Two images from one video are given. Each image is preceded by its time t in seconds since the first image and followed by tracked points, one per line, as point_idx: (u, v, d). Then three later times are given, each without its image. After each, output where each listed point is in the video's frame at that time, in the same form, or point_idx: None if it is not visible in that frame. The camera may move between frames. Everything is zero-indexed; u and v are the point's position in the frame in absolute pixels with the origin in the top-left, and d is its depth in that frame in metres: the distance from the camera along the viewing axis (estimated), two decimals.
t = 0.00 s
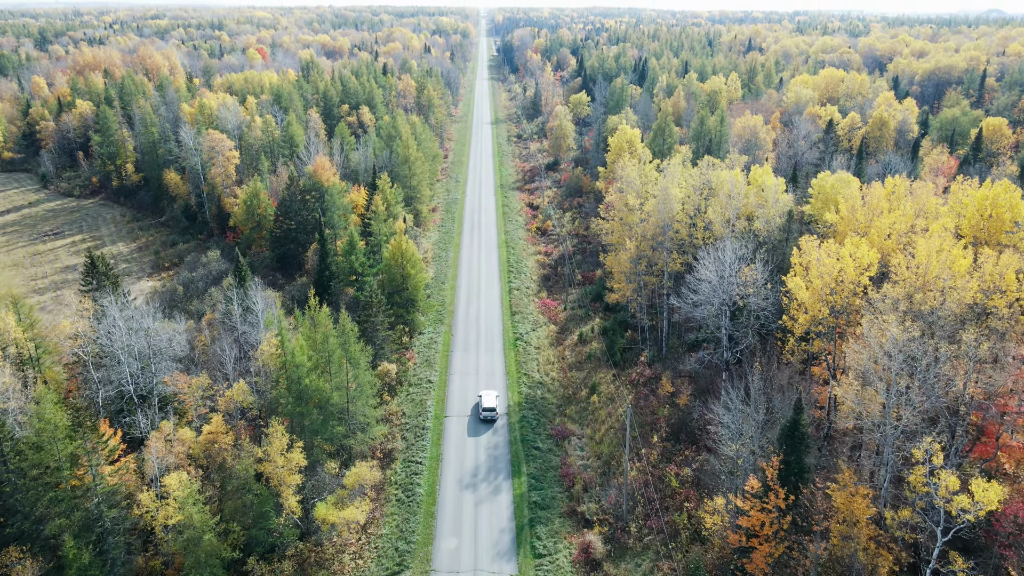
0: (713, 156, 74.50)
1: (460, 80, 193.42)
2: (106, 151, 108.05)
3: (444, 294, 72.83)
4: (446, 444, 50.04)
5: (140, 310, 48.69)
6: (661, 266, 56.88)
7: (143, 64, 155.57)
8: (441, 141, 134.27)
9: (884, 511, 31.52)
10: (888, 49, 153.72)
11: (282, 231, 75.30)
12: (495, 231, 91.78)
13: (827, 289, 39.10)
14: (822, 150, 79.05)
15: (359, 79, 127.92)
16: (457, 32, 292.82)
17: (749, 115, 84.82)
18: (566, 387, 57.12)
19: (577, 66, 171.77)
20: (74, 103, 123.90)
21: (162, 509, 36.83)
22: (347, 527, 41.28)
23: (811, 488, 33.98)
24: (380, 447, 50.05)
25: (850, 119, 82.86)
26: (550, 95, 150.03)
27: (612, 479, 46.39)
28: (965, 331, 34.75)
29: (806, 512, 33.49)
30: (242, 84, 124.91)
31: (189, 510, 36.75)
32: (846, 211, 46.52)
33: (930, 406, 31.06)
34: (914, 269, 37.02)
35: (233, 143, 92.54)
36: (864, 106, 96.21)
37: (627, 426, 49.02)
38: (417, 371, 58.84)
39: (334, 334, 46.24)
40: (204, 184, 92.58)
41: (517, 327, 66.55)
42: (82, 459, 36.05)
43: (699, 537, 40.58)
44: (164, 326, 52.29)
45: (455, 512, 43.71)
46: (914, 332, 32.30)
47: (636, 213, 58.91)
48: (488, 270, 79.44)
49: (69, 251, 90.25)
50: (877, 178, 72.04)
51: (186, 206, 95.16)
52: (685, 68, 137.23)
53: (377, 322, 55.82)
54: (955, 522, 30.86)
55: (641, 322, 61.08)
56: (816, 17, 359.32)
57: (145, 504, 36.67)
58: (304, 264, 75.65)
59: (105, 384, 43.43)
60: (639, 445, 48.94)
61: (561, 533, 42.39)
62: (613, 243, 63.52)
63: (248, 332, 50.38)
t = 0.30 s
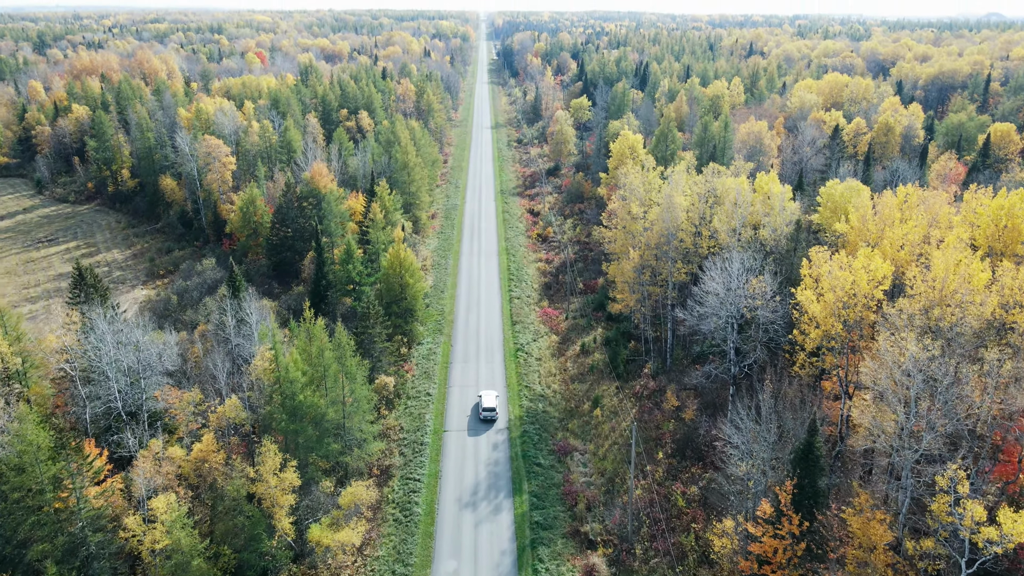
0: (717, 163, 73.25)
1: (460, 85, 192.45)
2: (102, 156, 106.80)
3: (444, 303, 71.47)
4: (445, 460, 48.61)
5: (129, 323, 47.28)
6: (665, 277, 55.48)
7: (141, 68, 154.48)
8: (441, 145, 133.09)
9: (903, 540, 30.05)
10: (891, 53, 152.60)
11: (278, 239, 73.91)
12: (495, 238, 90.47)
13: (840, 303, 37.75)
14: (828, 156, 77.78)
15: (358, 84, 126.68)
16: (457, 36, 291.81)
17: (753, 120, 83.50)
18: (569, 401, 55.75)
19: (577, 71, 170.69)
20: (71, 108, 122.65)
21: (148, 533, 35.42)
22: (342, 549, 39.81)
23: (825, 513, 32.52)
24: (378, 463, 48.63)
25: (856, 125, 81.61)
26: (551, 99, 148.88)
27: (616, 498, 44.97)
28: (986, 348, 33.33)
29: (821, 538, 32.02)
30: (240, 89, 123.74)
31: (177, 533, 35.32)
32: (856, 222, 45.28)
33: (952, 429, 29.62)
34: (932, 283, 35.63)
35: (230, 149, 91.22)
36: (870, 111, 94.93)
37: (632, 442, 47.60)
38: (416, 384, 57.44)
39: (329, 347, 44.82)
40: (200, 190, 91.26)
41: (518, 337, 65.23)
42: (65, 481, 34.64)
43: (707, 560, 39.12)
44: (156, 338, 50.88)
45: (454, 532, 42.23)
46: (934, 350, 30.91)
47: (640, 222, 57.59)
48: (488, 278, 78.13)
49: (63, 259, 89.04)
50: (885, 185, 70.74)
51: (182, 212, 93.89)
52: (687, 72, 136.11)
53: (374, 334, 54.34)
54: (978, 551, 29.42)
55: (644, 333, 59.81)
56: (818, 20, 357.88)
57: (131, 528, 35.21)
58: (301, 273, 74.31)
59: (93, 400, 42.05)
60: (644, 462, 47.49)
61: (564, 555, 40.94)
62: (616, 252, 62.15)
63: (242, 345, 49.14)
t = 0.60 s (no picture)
0: (721, 169, 72.01)
1: (461, 89, 191.54)
2: (97, 161, 105.54)
3: (443, 312, 70.14)
4: (444, 477, 47.19)
5: (119, 337, 45.90)
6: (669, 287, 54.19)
7: (139, 72, 153.41)
8: (441, 150, 131.95)
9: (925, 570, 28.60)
10: (895, 56, 151.43)
11: (274, 246, 72.58)
12: (496, 245, 89.16)
13: (854, 318, 36.40)
14: (834, 162, 76.46)
15: (357, 88, 125.47)
16: (457, 39, 290.99)
17: (757, 126, 82.25)
18: (571, 414, 54.38)
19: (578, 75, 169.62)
20: (67, 112, 121.53)
21: (135, 558, 33.80)
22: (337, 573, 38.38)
23: (842, 540, 31.09)
24: (375, 480, 47.22)
25: (862, 130, 80.40)
26: (551, 103, 147.83)
27: (620, 517, 43.55)
28: (1008, 366, 31.97)
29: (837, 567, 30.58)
30: (238, 93, 122.54)
31: (165, 559, 33.82)
32: (867, 231, 43.96)
33: (977, 453, 28.18)
34: (951, 297, 34.24)
35: (226, 154, 89.92)
36: (875, 116, 93.70)
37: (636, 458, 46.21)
38: (414, 397, 56.04)
39: (325, 362, 43.48)
40: (196, 197, 89.96)
41: (519, 348, 63.86)
42: (48, 505, 33.07)
43: None
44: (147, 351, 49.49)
45: (454, 553, 40.81)
46: (955, 370, 29.58)
47: (644, 230, 56.29)
48: (489, 286, 76.81)
49: (57, 266, 87.77)
50: (892, 192, 69.42)
51: (178, 219, 92.61)
52: (689, 76, 135.00)
53: (371, 346, 52.90)
54: None
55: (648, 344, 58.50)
56: (819, 23, 356.61)
57: (116, 553, 33.48)
58: (298, 281, 72.96)
59: (80, 417, 40.59)
60: (649, 480, 46.08)
61: None
62: (619, 261, 60.85)
63: (236, 358, 47.80)
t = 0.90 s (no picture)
0: (726, 176, 70.79)
1: (460, 93, 190.59)
2: (93, 166, 104.26)
3: (443, 321, 68.80)
4: (443, 494, 45.76)
5: (107, 351, 44.64)
6: (674, 297, 52.96)
7: (136, 76, 152.28)
8: (440, 155, 130.78)
9: None
10: (897, 61, 150.49)
11: (271, 253, 71.28)
12: (496, 251, 87.82)
13: (869, 334, 35.10)
14: (839, 168, 75.27)
15: (356, 92, 124.30)
16: (457, 43, 290.12)
17: (762, 131, 80.99)
18: (574, 429, 52.98)
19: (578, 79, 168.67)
20: (64, 117, 120.30)
21: None
22: None
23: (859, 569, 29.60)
24: (372, 498, 45.79)
25: (867, 135, 79.23)
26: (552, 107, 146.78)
27: (625, 537, 42.13)
28: None
29: None
30: (236, 97, 121.33)
31: None
32: (879, 241, 42.74)
33: (1004, 479, 26.65)
34: (970, 313, 32.91)
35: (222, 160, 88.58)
36: (880, 121, 92.51)
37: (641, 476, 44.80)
38: (413, 410, 54.65)
39: (320, 376, 42.17)
40: (192, 203, 88.64)
41: (520, 358, 62.50)
42: (28, 531, 31.06)
43: None
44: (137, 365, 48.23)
45: None
46: (978, 391, 28.22)
47: (648, 239, 55.02)
48: (489, 294, 75.47)
49: (50, 273, 86.40)
50: (900, 198, 68.19)
51: (173, 225, 91.28)
52: (691, 80, 133.91)
53: (369, 358, 51.58)
54: None
55: (652, 355, 57.21)
56: (820, 28, 355.40)
57: None
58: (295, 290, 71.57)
59: (66, 435, 39.32)
60: (654, 498, 44.69)
61: None
62: (622, 269, 59.57)
63: (228, 372, 46.60)
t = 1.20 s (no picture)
0: (730, 183, 69.59)
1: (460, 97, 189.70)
2: (88, 172, 102.98)
3: (442, 331, 67.44)
4: (441, 513, 44.26)
5: (94, 366, 43.25)
6: (679, 308, 51.61)
7: (134, 80, 151.29)
8: (439, 160, 129.65)
9: None
10: (900, 65, 149.39)
11: (267, 262, 69.90)
12: (496, 259, 86.46)
13: (885, 350, 33.70)
14: (846, 175, 73.93)
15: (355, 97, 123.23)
16: (457, 47, 289.33)
17: (766, 137, 79.73)
18: (576, 444, 51.56)
19: (579, 84, 167.61)
20: (59, 122, 118.93)
21: None
22: None
23: None
24: (368, 517, 44.33)
25: (873, 141, 78.06)
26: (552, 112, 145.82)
27: (630, 559, 40.68)
28: None
29: None
30: (233, 102, 120.19)
31: None
32: (892, 253, 41.38)
33: None
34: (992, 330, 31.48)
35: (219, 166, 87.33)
36: (886, 126, 91.29)
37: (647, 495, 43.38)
38: (411, 424, 53.21)
39: (315, 392, 40.75)
40: (188, 210, 87.37)
41: (521, 370, 61.08)
42: (7, 559, 29.44)
43: None
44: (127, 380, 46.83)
45: None
46: (1004, 415, 26.82)
47: (652, 249, 53.71)
48: (489, 303, 74.13)
49: (43, 281, 85.04)
50: (908, 206, 66.92)
51: (169, 232, 89.98)
52: (692, 85, 132.84)
53: (366, 371, 50.15)
54: None
55: (656, 367, 55.87)
56: (820, 32, 354.42)
57: None
58: (291, 299, 70.27)
59: (50, 455, 37.85)
60: (660, 518, 43.26)
61: None
62: (625, 279, 58.27)
63: (221, 387, 45.25)
